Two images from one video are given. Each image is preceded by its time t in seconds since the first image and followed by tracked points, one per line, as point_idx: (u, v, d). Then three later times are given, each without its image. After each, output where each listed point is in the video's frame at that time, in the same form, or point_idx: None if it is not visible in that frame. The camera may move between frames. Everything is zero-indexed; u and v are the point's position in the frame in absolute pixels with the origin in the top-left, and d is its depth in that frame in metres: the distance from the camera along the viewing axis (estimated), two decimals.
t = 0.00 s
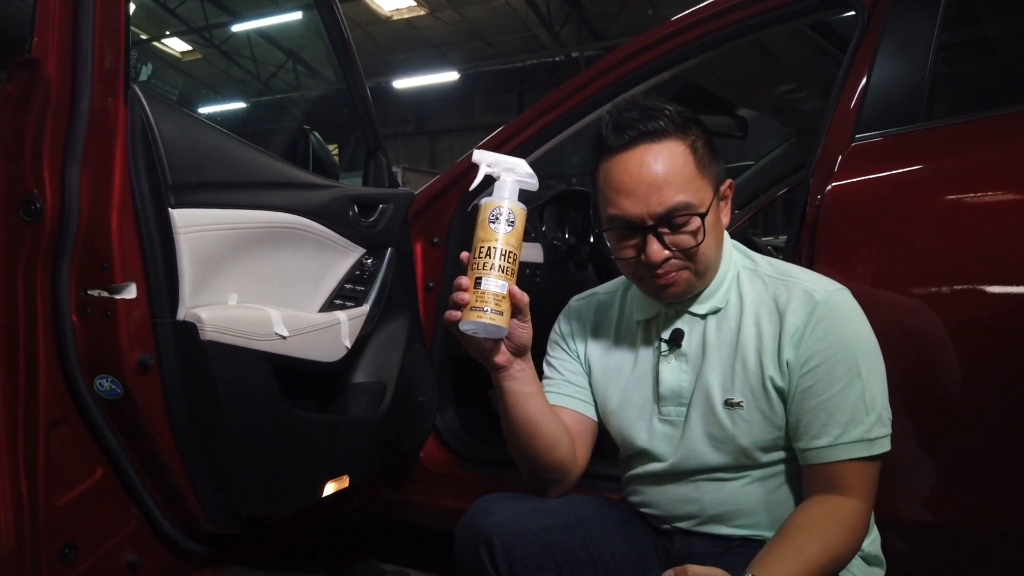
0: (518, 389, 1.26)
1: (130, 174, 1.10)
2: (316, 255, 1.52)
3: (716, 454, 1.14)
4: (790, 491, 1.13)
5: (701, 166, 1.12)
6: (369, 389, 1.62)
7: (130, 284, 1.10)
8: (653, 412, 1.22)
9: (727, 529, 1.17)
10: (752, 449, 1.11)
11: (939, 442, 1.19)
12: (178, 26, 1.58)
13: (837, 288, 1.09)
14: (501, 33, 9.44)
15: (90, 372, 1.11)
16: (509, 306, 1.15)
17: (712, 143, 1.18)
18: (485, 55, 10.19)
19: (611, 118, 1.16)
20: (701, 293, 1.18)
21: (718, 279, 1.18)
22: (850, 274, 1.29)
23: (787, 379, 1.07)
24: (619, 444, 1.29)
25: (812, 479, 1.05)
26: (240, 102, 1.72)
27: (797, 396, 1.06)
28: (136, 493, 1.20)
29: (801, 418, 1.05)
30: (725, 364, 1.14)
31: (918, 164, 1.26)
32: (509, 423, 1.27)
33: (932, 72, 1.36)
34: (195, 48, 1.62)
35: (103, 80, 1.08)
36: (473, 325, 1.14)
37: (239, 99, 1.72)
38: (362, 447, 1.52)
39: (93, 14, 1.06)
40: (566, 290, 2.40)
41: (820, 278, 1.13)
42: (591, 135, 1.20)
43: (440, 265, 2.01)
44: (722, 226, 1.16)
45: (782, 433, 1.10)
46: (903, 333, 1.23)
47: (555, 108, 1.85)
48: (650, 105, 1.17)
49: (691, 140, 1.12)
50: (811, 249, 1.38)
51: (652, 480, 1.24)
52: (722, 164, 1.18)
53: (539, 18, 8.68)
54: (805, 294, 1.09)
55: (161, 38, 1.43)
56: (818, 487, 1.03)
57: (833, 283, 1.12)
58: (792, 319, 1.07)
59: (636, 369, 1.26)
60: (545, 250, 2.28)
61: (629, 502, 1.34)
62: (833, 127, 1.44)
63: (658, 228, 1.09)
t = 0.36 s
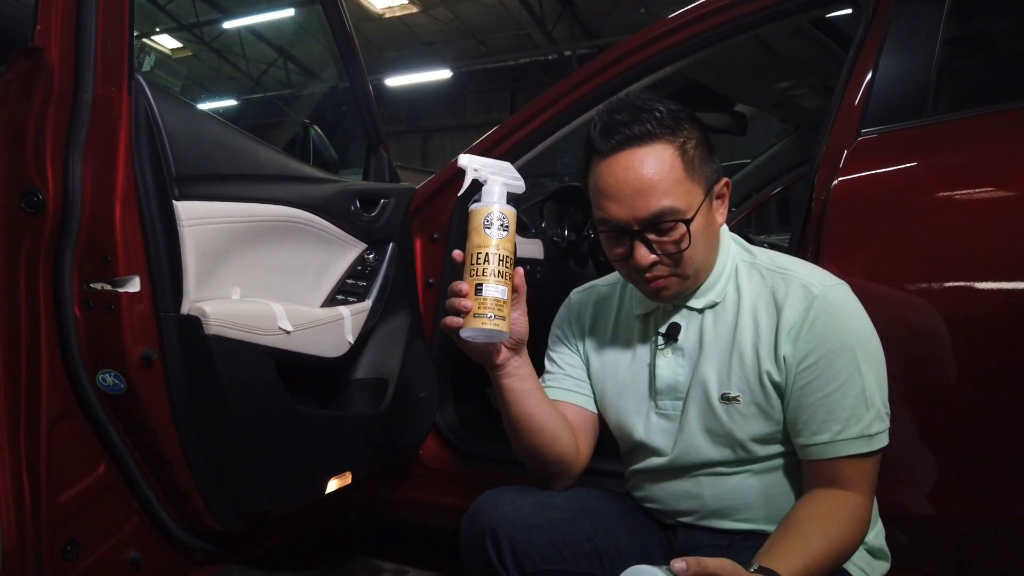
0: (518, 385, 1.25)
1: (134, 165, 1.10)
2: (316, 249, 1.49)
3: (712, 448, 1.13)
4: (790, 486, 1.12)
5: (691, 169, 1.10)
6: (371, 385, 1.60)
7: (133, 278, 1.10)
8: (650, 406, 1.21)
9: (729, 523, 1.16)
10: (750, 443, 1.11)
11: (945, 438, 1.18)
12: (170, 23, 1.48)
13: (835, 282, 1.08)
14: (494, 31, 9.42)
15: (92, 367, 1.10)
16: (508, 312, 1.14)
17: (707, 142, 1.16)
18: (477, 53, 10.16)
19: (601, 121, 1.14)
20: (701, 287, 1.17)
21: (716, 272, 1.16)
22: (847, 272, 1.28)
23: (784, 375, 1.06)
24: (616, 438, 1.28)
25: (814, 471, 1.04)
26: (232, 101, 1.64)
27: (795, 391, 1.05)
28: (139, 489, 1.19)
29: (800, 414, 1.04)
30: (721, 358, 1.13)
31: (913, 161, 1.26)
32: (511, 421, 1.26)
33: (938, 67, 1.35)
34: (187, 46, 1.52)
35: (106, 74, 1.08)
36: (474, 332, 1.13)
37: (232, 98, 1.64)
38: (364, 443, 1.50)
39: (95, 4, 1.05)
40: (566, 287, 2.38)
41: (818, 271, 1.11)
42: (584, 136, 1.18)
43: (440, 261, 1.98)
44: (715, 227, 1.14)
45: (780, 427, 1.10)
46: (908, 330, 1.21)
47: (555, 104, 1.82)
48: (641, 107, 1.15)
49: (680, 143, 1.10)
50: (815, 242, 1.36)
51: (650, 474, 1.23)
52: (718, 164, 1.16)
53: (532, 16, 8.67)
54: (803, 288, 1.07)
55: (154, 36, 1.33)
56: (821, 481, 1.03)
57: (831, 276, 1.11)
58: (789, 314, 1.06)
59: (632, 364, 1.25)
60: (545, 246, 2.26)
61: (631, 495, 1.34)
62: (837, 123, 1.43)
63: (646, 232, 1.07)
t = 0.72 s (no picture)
0: (517, 376, 1.24)
1: (133, 153, 1.11)
2: (314, 243, 1.48)
3: (713, 442, 1.13)
4: (791, 481, 1.11)
5: (699, 142, 1.11)
6: (369, 381, 1.58)
7: (132, 268, 1.10)
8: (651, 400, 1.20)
9: (730, 518, 1.16)
10: (752, 437, 1.10)
11: (947, 429, 1.18)
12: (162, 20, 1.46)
13: (837, 276, 1.07)
14: (486, 30, 9.41)
15: (91, 358, 1.11)
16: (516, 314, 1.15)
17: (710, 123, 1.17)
18: (469, 52, 10.14)
19: (609, 95, 1.15)
20: (701, 279, 1.16)
21: (717, 265, 1.16)
22: (846, 266, 1.27)
23: (786, 369, 1.06)
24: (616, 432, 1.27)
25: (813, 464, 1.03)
26: (224, 98, 1.62)
27: (797, 385, 1.04)
28: (137, 483, 1.19)
29: (801, 409, 1.04)
30: (723, 352, 1.12)
31: (907, 155, 1.26)
32: (506, 412, 1.25)
33: (937, 60, 1.35)
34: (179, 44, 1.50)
35: (105, 63, 1.08)
36: (485, 340, 1.13)
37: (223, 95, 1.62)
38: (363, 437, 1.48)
39: None
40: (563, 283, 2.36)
41: (820, 265, 1.10)
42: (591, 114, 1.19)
43: (436, 257, 1.96)
44: (721, 206, 1.15)
45: (782, 422, 1.09)
46: (909, 323, 1.21)
47: (553, 99, 1.82)
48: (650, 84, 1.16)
49: (687, 117, 1.11)
50: (815, 236, 1.36)
51: (650, 468, 1.23)
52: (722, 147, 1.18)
53: (525, 14, 8.66)
54: (805, 283, 1.06)
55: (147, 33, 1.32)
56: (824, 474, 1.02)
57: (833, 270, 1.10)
58: (791, 308, 1.05)
59: (633, 357, 1.25)
60: (541, 241, 2.25)
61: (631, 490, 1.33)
62: (837, 118, 1.42)
63: (655, 199, 1.07)
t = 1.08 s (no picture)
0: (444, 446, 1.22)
1: (124, 148, 1.10)
2: (308, 242, 1.47)
3: (714, 444, 1.09)
4: (800, 473, 1.09)
5: (662, 162, 1.03)
6: (360, 380, 1.56)
7: (123, 265, 1.09)
8: (644, 406, 1.15)
9: (740, 516, 1.12)
10: (754, 436, 1.06)
11: (943, 425, 1.18)
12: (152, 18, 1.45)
13: (828, 268, 1.05)
14: (477, 29, 9.40)
15: (81, 358, 1.10)
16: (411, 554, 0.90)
17: (684, 134, 1.08)
18: (460, 52, 10.13)
19: (576, 109, 1.07)
20: (684, 282, 1.11)
21: (702, 263, 1.11)
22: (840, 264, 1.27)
23: (786, 363, 1.02)
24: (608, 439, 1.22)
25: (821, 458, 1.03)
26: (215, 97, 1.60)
27: (799, 379, 1.01)
28: (129, 483, 1.18)
29: (806, 401, 1.01)
30: (719, 350, 1.07)
31: (899, 154, 1.27)
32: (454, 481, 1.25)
33: (931, 58, 1.35)
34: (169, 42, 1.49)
35: (95, 59, 1.07)
36: None
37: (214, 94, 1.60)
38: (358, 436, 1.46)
39: None
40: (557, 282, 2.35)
41: (809, 257, 1.09)
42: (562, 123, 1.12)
43: (428, 257, 1.93)
44: (691, 222, 1.07)
45: (784, 416, 1.06)
46: (907, 320, 1.21)
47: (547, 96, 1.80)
48: (620, 95, 1.08)
49: (652, 134, 1.03)
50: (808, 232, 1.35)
51: (653, 471, 1.18)
52: (700, 157, 1.10)
53: (515, 14, 8.66)
54: (799, 277, 1.04)
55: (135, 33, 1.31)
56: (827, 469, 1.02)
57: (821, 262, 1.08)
58: (787, 302, 1.03)
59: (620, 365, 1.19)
60: (535, 240, 2.24)
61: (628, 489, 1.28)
62: (830, 116, 1.42)
63: (609, 224, 1.03)
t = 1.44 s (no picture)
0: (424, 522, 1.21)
1: (101, 149, 1.09)
2: (290, 243, 1.46)
3: (694, 446, 1.07)
4: (778, 462, 1.09)
5: (594, 191, 1.02)
6: (346, 382, 1.54)
7: (101, 268, 1.09)
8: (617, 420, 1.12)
9: (733, 515, 1.12)
10: (733, 432, 1.05)
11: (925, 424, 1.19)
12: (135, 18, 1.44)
13: (767, 251, 1.06)
14: (467, 29, 9.39)
15: (58, 361, 1.11)
16: None
17: (617, 159, 1.08)
18: (450, 52, 10.12)
19: (508, 138, 1.06)
20: (632, 296, 1.09)
21: (644, 279, 1.09)
22: (822, 266, 1.27)
23: (748, 352, 1.02)
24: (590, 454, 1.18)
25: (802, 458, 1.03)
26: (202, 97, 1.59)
27: (762, 364, 1.01)
28: (107, 486, 1.18)
29: (772, 385, 1.00)
30: (682, 352, 1.05)
31: (884, 155, 1.27)
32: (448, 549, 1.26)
33: (913, 59, 1.36)
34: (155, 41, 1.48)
35: (71, 58, 1.07)
36: None
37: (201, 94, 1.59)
38: (343, 438, 1.45)
39: None
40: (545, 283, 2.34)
41: (750, 244, 1.09)
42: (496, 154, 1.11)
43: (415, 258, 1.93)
44: (626, 246, 1.06)
45: (755, 406, 1.05)
46: (889, 322, 1.21)
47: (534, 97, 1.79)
48: (552, 124, 1.07)
49: (581, 163, 1.02)
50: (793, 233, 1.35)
51: (640, 479, 1.17)
52: (637, 180, 1.09)
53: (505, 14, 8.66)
54: (743, 265, 1.04)
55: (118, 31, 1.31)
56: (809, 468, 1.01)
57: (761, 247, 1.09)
58: (736, 290, 1.03)
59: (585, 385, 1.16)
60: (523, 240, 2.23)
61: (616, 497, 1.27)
62: (814, 117, 1.43)
63: (544, 254, 1.02)
